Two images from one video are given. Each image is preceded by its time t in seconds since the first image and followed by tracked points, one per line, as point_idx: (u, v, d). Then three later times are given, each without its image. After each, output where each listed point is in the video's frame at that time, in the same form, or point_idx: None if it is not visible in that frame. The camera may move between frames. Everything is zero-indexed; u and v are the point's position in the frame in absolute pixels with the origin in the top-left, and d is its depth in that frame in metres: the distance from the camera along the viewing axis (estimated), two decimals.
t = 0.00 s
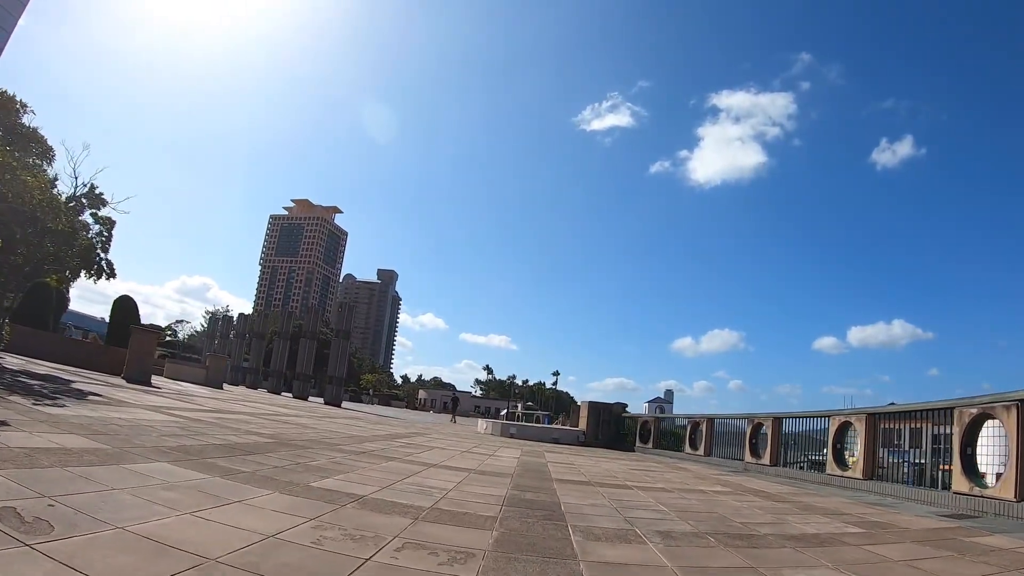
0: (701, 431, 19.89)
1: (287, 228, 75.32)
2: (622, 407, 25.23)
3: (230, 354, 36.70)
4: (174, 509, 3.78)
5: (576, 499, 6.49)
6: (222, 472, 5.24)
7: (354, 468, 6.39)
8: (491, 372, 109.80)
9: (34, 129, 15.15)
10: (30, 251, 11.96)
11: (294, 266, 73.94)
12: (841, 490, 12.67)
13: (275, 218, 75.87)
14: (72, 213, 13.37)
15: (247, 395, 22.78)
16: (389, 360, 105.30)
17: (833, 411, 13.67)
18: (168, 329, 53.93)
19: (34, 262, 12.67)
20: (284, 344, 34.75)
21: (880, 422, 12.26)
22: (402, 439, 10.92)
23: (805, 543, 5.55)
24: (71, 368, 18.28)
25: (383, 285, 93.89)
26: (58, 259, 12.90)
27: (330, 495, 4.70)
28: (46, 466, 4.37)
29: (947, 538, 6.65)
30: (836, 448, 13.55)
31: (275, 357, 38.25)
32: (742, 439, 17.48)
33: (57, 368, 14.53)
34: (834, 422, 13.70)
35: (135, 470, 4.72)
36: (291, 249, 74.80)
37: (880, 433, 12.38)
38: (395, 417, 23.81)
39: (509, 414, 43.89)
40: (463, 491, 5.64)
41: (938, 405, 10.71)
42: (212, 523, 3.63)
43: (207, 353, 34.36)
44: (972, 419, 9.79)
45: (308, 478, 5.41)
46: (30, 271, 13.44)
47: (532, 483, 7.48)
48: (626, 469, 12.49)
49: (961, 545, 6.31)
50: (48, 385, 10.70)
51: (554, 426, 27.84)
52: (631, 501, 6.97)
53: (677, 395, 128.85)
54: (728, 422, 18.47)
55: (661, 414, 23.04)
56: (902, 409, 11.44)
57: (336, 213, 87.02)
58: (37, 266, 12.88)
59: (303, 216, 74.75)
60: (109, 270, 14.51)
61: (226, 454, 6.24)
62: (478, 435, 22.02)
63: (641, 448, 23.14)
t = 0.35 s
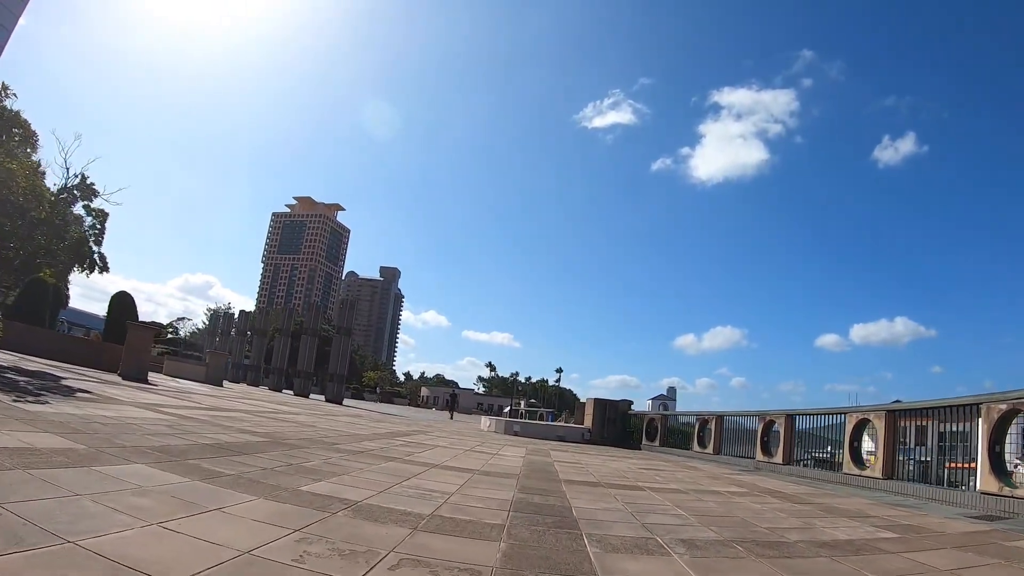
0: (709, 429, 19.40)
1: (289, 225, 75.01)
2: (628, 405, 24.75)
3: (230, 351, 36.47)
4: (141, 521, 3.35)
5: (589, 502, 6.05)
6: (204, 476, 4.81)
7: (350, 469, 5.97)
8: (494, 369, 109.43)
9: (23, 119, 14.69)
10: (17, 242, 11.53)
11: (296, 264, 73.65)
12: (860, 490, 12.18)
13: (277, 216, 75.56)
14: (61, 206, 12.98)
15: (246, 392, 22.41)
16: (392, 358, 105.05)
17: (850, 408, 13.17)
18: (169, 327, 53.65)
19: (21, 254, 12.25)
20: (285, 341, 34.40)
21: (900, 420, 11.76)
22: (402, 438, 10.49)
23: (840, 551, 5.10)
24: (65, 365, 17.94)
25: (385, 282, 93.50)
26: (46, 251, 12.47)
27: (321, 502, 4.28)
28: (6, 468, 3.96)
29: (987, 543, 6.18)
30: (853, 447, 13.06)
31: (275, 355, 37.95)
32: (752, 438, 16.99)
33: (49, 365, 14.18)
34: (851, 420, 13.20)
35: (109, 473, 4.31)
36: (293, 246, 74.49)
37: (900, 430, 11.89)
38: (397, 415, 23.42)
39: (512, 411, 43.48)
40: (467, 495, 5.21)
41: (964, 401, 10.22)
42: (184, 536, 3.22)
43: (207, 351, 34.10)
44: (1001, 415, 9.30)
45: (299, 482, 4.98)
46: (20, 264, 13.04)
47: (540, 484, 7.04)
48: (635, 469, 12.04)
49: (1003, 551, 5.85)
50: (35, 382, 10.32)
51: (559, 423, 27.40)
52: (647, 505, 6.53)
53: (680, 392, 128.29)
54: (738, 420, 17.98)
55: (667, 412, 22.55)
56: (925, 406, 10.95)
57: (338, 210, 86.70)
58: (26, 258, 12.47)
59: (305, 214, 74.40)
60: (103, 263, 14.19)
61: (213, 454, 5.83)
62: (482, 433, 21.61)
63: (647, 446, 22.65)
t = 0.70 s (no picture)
0: (717, 430, 18.93)
1: (291, 225, 74.70)
2: (633, 405, 24.28)
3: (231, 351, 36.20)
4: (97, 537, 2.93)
5: (601, 510, 5.59)
6: (182, 482, 4.39)
7: (344, 474, 5.53)
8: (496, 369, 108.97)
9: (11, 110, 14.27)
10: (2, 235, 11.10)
11: (297, 263, 73.32)
12: (878, 492, 11.73)
13: (278, 215, 75.25)
14: (49, 199, 12.55)
15: (244, 392, 22.01)
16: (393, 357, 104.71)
17: (867, 408, 12.68)
18: (170, 326, 53.31)
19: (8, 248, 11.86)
20: (285, 340, 34.05)
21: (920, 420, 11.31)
22: (402, 439, 10.07)
23: (878, 564, 4.67)
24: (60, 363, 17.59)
25: (387, 282, 93.16)
26: (33, 245, 12.08)
27: (307, 513, 3.84)
28: None
29: None
30: (870, 448, 12.59)
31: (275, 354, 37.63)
32: (762, 438, 16.52)
33: (40, 363, 13.82)
34: (867, 420, 12.72)
35: (72, 480, 3.88)
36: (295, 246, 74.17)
37: (920, 431, 11.41)
38: (398, 415, 23.02)
39: (514, 411, 43.07)
40: (470, 504, 4.76)
41: (989, 400, 9.76)
42: (144, 556, 2.79)
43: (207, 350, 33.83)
44: None
45: (285, 489, 4.54)
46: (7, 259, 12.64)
47: (547, 490, 6.58)
48: (643, 471, 11.61)
49: None
50: (21, 380, 9.94)
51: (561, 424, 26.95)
52: (663, 512, 6.07)
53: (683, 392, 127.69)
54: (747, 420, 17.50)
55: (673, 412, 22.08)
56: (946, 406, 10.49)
57: (340, 210, 86.44)
58: (13, 253, 12.08)
59: (307, 213, 74.06)
60: (94, 258, 13.79)
61: (195, 458, 5.38)
62: (483, 433, 21.15)
63: (653, 447, 22.19)
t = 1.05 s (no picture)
0: (727, 432, 18.41)
1: (294, 227, 74.55)
2: (640, 407, 23.78)
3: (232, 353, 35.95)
4: (39, 561, 2.51)
5: (619, 522, 5.14)
6: (155, 493, 3.96)
7: (340, 482, 5.12)
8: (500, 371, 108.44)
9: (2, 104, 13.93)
10: None
11: (300, 265, 73.12)
12: (900, 497, 11.22)
13: (281, 217, 75.11)
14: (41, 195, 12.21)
15: (244, 394, 21.66)
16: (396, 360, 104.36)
17: (886, 410, 12.14)
18: (172, 328, 53.13)
19: None
20: (286, 342, 33.71)
21: (943, 421, 10.79)
22: (403, 442, 9.64)
23: None
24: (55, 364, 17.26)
25: (390, 284, 92.91)
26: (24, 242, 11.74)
27: (292, 530, 3.41)
28: None
29: None
30: (890, 450, 12.07)
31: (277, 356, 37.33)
32: (775, 441, 16.00)
33: (33, 365, 13.48)
34: (887, 421, 12.18)
35: (29, 491, 3.45)
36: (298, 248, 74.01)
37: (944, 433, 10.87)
38: (400, 418, 22.60)
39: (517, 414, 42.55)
40: (475, 516, 4.32)
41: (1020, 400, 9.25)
42: None
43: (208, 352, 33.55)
44: None
45: (272, 499, 4.12)
46: None
47: (558, 499, 6.13)
48: (655, 476, 11.14)
49: None
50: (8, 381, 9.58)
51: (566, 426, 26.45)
52: (683, 524, 5.62)
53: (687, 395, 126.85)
54: (759, 422, 16.99)
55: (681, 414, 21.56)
56: (973, 406, 9.98)
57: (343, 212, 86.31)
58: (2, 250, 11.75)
59: (310, 216, 73.89)
60: (88, 256, 13.45)
61: (176, 465, 4.97)
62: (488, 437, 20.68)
63: (660, 450, 21.67)
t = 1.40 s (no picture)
0: (739, 432, 17.89)
1: (298, 228, 74.41)
2: (648, 406, 23.28)
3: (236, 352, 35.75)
4: None
5: (641, 532, 4.70)
6: (127, 503, 3.55)
7: (336, 488, 4.70)
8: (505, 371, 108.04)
9: None
10: None
11: (305, 266, 72.93)
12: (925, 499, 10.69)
13: (286, 218, 74.99)
14: (35, 191, 11.90)
15: (246, 394, 21.32)
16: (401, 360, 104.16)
17: (910, 408, 11.57)
18: (176, 328, 52.97)
19: None
20: (289, 342, 33.42)
21: (971, 419, 10.25)
22: (407, 444, 9.24)
23: None
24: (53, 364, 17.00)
25: (395, 284, 92.75)
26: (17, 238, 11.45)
27: (276, 546, 2.99)
28: None
29: None
30: (913, 450, 11.52)
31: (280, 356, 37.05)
32: (790, 441, 15.44)
33: (28, 364, 13.19)
34: (910, 420, 11.62)
35: None
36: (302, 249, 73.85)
37: (973, 432, 10.30)
38: (404, 418, 22.22)
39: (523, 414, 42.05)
40: (484, 528, 3.89)
41: None
42: None
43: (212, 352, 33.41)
44: None
45: (257, 510, 3.70)
46: None
47: (572, 506, 5.69)
48: (668, 478, 10.69)
49: None
50: None
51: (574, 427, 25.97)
52: (709, 534, 5.16)
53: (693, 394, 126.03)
54: (773, 422, 16.45)
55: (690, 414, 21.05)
56: (1005, 404, 9.45)
57: (347, 212, 86.10)
58: None
59: (314, 216, 73.74)
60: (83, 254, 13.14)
61: (158, 470, 4.57)
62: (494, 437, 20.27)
63: (669, 450, 21.17)
